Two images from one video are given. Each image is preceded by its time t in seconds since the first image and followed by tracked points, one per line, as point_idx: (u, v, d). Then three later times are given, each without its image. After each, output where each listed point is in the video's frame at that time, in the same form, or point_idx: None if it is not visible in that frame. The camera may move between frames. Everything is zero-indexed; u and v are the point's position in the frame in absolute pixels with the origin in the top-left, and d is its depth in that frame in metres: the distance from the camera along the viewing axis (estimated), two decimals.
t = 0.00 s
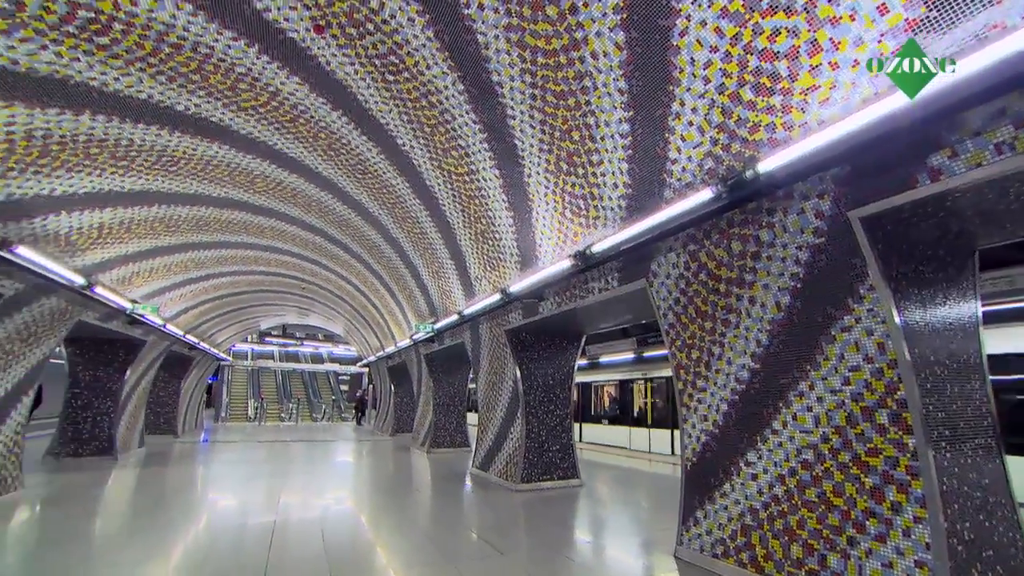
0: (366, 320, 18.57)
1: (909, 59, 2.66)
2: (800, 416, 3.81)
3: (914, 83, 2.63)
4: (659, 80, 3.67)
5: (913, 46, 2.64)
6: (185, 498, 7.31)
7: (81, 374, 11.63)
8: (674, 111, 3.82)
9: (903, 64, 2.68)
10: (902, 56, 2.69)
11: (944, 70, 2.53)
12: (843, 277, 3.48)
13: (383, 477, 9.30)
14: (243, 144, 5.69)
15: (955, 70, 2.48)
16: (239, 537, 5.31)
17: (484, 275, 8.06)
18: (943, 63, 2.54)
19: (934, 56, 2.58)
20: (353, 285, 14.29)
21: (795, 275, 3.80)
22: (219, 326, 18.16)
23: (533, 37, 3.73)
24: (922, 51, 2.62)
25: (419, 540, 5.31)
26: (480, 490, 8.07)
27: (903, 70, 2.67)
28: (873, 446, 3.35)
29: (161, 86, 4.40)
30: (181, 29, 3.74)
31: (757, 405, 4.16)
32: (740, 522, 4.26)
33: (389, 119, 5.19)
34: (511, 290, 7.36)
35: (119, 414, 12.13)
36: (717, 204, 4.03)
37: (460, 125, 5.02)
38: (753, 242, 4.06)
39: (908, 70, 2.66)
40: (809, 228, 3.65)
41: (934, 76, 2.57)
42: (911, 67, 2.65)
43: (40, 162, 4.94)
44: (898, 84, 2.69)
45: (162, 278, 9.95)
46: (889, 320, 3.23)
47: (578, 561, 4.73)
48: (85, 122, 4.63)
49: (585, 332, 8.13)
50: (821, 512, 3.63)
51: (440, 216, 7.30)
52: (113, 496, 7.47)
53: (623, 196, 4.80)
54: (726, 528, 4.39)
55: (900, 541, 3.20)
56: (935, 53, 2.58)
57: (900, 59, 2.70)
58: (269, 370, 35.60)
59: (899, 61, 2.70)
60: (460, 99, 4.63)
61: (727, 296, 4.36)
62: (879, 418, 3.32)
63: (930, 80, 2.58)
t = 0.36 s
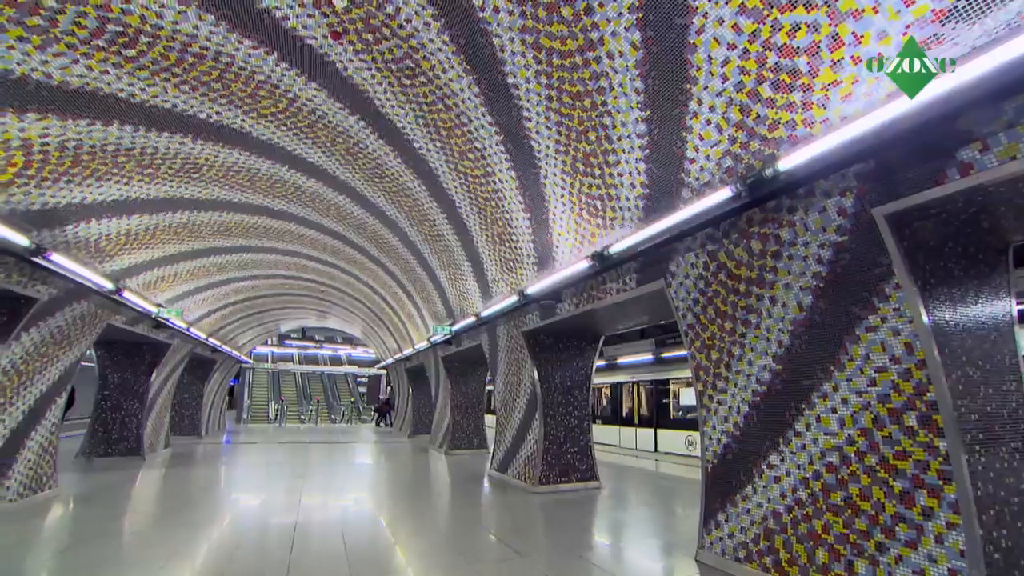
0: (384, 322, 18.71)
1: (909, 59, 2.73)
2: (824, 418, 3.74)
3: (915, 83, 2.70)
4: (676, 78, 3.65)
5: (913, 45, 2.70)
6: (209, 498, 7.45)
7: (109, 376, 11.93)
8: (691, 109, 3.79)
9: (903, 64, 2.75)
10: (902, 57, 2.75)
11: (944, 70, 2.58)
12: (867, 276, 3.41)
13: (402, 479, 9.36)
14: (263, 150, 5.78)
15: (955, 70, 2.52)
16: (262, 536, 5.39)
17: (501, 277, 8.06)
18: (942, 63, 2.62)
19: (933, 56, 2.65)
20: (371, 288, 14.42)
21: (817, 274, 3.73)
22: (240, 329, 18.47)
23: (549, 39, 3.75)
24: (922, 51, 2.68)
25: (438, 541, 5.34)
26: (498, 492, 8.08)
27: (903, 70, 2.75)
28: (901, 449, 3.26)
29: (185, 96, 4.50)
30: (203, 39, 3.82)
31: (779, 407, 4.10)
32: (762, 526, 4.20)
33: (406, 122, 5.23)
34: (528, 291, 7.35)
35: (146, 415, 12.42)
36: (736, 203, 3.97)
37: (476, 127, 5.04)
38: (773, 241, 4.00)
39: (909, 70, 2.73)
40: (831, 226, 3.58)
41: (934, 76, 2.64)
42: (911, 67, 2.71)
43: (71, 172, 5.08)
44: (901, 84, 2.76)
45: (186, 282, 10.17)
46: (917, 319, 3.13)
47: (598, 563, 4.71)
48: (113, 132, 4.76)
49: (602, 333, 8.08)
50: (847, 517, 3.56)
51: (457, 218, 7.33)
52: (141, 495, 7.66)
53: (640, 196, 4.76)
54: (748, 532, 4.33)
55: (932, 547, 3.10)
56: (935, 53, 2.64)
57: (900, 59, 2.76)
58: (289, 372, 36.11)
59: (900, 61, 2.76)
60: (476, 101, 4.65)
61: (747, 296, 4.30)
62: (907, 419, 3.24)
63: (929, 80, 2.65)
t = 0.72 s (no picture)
0: (399, 324, 18.80)
1: (909, 59, 2.76)
2: (844, 420, 3.67)
3: (914, 82, 2.77)
4: (690, 77, 3.63)
5: (913, 45, 2.73)
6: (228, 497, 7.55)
7: (132, 378, 12.18)
8: (706, 108, 3.76)
9: (903, 64, 2.79)
10: (902, 57, 2.78)
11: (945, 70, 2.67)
12: (888, 275, 3.34)
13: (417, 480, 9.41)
14: (279, 155, 5.86)
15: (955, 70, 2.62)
16: (280, 536, 5.45)
17: (516, 278, 8.07)
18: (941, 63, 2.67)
19: (933, 56, 2.68)
20: (386, 290, 14.52)
21: (836, 273, 3.68)
22: (257, 331, 18.71)
23: (562, 40, 3.75)
24: (922, 51, 2.71)
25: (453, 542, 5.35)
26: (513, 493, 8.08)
27: (903, 70, 2.79)
28: (926, 452, 3.19)
29: (204, 103, 4.58)
30: (221, 47, 3.89)
31: (798, 408, 4.04)
32: (782, 529, 4.15)
33: (420, 126, 5.27)
34: (542, 293, 7.34)
35: (167, 417, 12.65)
36: (752, 203, 3.93)
37: (489, 129, 5.05)
38: (790, 240, 3.95)
39: (909, 70, 2.78)
40: (851, 224, 3.52)
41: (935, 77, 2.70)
42: (911, 67, 2.76)
43: (96, 179, 5.21)
44: (902, 83, 2.82)
45: (205, 286, 10.33)
46: (941, 318, 3.05)
47: (615, 565, 4.69)
48: (136, 139, 4.87)
49: (617, 334, 8.04)
50: (870, 521, 3.49)
51: (471, 220, 7.36)
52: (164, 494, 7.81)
53: (655, 197, 4.73)
54: (768, 535, 4.28)
55: (960, 553, 3.03)
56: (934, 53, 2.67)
57: (899, 59, 2.80)
58: (306, 374, 36.50)
59: (900, 61, 2.80)
60: (489, 104, 4.66)
61: (764, 296, 4.25)
62: (932, 422, 3.16)
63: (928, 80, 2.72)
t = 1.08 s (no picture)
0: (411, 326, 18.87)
1: (908, 59, 2.80)
2: (862, 421, 3.62)
3: (914, 81, 2.85)
4: (702, 76, 3.60)
5: (913, 46, 2.76)
6: (243, 497, 7.62)
7: (149, 380, 12.37)
8: (718, 107, 3.73)
9: (903, 63, 2.83)
10: (902, 57, 2.81)
11: (944, 68, 2.77)
12: (906, 274, 3.29)
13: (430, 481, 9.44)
14: (292, 158, 5.92)
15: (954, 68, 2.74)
16: (294, 536, 5.49)
17: (527, 279, 8.06)
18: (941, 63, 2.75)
19: (932, 56, 2.74)
20: (398, 292, 14.57)
21: (852, 272, 3.63)
22: (271, 333, 18.89)
23: (572, 40, 3.75)
24: (922, 51, 2.75)
25: (465, 543, 5.36)
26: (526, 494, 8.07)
27: (903, 70, 2.84)
28: (948, 454, 3.12)
29: (218, 108, 4.64)
30: (235, 53, 3.94)
31: (815, 409, 3.98)
32: (799, 532, 4.10)
33: (431, 128, 5.29)
34: (554, 293, 7.33)
35: (183, 418, 12.83)
36: (765, 202, 3.90)
37: (500, 131, 5.06)
38: (805, 239, 3.91)
39: (908, 69, 2.83)
40: (867, 222, 3.47)
41: (934, 76, 2.79)
42: (911, 67, 2.81)
43: (115, 185, 5.30)
44: (901, 82, 2.89)
45: (220, 288, 10.46)
46: (961, 317, 2.99)
47: (628, 567, 4.67)
48: (153, 145, 4.95)
49: (629, 335, 8.00)
50: (890, 525, 3.43)
51: (482, 221, 7.37)
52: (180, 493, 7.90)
53: (667, 196, 4.70)
54: (784, 537, 4.23)
55: (984, 558, 2.96)
56: (934, 53, 2.73)
57: (898, 58, 2.84)
58: (319, 375, 36.78)
59: (899, 61, 2.84)
60: (500, 105, 4.67)
61: (779, 296, 4.21)
62: (954, 423, 3.09)
63: (928, 79, 2.81)
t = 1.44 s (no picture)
0: (423, 327, 18.92)
1: (908, 59, 2.83)
2: (881, 422, 3.56)
3: (915, 80, 2.87)
4: (715, 74, 3.58)
5: (912, 46, 2.78)
6: (259, 497, 7.69)
7: (167, 381, 12.56)
8: (730, 105, 3.69)
9: (903, 63, 2.85)
10: (902, 56, 2.83)
11: (944, 69, 2.79)
12: (925, 272, 3.23)
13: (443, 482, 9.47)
14: (306, 161, 5.98)
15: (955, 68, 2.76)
16: (309, 536, 5.52)
17: (539, 279, 8.05)
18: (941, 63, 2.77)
19: (933, 55, 2.76)
20: (410, 293, 14.62)
21: (869, 271, 3.58)
22: (285, 335, 19.07)
23: (583, 40, 3.74)
24: (921, 51, 2.77)
25: (478, 544, 5.35)
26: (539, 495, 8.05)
27: (903, 71, 2.86)
28: (971, 456, 3.06)
29: (233, 113, 4.69)
30: (250, 58, 3.99)
31: (832, 410, 3.93)
32: (816, 534, 4.04)
33: (443, 129, 5.31)
34: (567, 294, 7.31)
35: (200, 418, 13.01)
36: (780, 200, 3.85)
37: (512, 131, 5.06)
38: (821, 238, 3.86)
39: (908, 70, 2.85)
40: (885, 220, 3.42)
41: (934, 76, 2.82)
42: (911, 67, 2.83)
43: (133, 190, 5.40)
44: (902, 82, 2.90)
45: (235, 290, 10.59)
46: (985, 316, 2.91)
47: (643, 568, 4.65)
48: (170, 150, 5.03)
49: (642, 335, 7.96)
50: (911, 528, 3.37)
51: (494, 222, 7.38)
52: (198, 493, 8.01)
53: (680, 196, 4.67)
54: (801, 540, 4.18)
55: (1010, 563, 2.89)
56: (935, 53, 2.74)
57: (898, 59, 2.85)
58: (333, 377, 37.05)
59: (900, 61, 2.85)
60: (511, 106, 4.68)
61: (794, 295, 4.16)
62: (977, 425, 3.03)
63: (928, 79, 2.83)
